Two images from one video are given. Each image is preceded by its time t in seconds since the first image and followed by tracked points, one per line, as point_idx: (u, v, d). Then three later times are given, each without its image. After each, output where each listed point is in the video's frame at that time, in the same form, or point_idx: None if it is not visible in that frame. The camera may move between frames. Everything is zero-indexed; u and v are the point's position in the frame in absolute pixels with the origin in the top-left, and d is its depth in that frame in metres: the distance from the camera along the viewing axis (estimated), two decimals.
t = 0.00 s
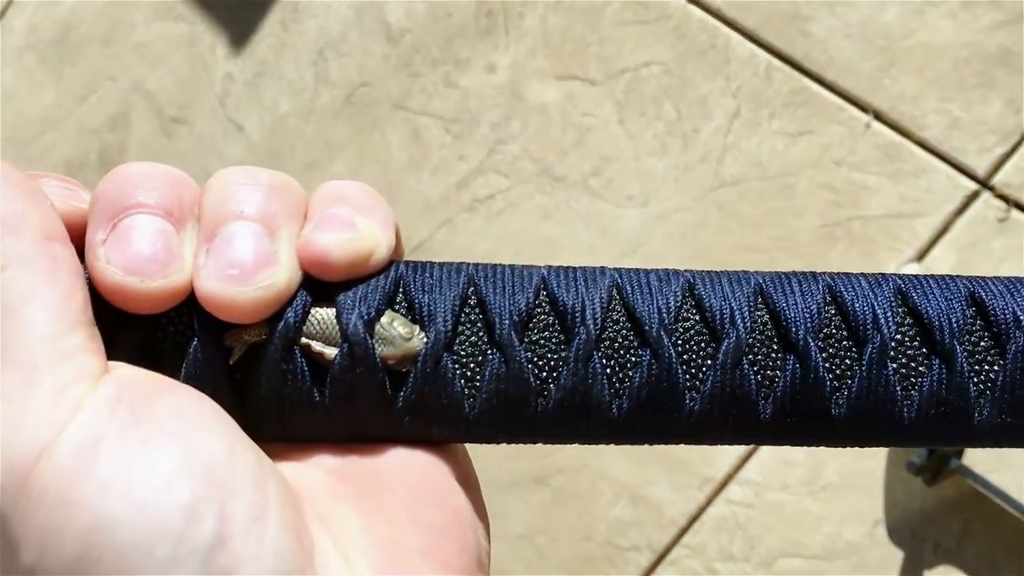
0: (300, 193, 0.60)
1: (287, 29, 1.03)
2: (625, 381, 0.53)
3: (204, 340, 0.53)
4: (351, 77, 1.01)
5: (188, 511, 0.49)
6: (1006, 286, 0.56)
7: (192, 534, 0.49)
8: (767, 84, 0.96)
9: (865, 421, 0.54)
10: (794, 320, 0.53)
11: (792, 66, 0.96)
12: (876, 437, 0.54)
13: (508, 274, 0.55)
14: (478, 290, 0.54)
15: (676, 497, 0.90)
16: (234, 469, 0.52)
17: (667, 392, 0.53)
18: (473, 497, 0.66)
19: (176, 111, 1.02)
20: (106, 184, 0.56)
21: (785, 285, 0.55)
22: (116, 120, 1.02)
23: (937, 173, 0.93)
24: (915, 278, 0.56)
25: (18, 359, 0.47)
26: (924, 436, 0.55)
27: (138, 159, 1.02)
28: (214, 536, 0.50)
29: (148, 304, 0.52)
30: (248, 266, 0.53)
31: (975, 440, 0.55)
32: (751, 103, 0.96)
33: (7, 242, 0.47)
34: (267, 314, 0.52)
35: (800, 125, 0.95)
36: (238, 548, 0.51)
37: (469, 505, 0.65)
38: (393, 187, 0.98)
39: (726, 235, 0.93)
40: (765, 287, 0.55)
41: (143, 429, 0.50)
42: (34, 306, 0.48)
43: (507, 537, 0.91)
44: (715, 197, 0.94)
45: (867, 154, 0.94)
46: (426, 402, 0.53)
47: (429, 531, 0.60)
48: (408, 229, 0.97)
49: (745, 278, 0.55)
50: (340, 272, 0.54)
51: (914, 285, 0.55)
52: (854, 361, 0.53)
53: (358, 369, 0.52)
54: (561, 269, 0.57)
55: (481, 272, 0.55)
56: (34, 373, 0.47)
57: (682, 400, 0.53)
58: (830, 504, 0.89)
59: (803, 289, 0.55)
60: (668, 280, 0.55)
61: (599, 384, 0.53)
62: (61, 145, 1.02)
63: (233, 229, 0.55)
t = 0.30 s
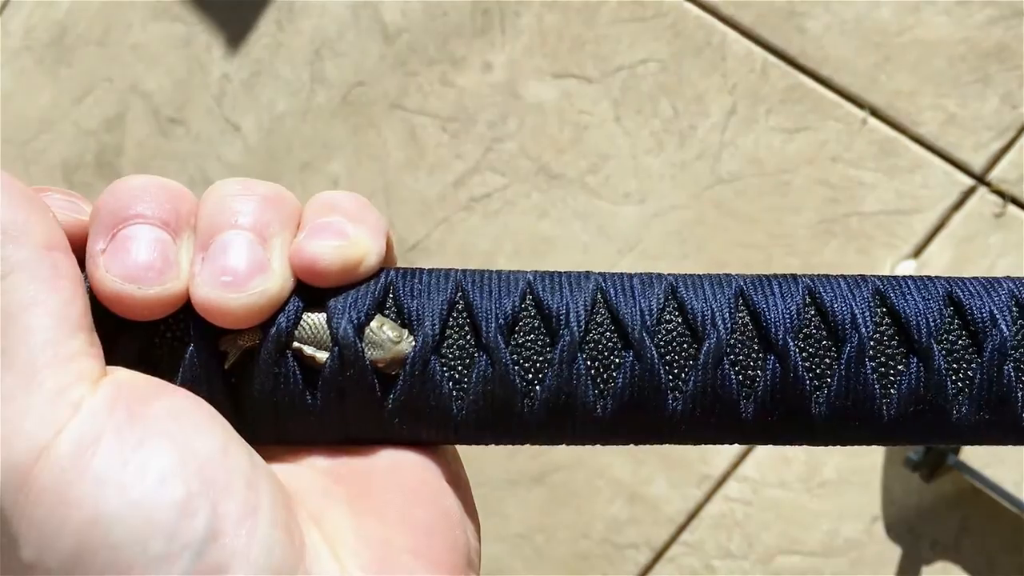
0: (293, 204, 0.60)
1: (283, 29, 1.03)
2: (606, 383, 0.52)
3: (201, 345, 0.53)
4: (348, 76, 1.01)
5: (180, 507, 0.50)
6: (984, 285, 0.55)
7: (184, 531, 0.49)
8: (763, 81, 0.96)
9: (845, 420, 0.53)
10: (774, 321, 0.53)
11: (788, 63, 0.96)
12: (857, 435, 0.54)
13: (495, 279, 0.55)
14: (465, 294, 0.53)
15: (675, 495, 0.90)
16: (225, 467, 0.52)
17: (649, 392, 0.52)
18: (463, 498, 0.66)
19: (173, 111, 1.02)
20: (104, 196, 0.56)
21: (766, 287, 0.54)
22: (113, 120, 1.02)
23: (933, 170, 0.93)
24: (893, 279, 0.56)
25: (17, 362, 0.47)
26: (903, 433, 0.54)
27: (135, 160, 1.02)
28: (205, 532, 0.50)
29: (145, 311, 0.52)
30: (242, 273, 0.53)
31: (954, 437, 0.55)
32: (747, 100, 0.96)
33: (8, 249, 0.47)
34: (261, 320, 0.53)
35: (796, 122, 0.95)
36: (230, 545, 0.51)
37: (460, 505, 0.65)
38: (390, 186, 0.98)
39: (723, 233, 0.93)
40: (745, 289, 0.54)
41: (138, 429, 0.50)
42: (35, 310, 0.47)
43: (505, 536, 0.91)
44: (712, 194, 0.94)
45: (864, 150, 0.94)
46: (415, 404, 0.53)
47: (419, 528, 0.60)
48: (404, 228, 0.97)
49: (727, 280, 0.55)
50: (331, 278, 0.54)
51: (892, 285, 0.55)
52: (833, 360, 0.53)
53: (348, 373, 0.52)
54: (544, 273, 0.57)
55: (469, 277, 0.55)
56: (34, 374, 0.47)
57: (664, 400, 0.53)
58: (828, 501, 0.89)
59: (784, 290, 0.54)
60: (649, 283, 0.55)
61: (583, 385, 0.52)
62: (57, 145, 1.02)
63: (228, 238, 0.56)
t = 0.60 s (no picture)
0: (275, 209, 0.60)
1: (281, 28, 1.03)
2: (581, 387, 0.53)
3: (183, 350, 0.53)
4: (345, 75, 1.01)
5: (156, 507, 0.50)
6: (958, 291, 0.55)
7: (159, 530, 0.49)
8: (760, 77, 0.96)
9: (818, 423, 0.53)
10: (747, 326, 0.53)
11: (784, 59, 0.96)
12: (831, 439, 0.54)
13: (473, 284, 0.55)
14: (442, 300, 0.54)
15: (674, 491, 0.90)
16: (202, 467, 0.51)
17: (623, 395, 0.53)
18: (442, 498, 0.66)
19: (171, 111, 1.02)
20: (91, 202, 0.56)
21: (740, 293, 0.54)
22: (111, 120, 1.03)
23: (930, 165, 0.93)
24: (868, 285, 0.55)
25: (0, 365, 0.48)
26: (875, 437, 0.54)
27: (134, 159, 1.02)
28: (180, 532, 0.50)
29: (128, 317, 0.53)
30: (223, 279, 0.53)
31: (928, 442, 0.54)
32: (744, 96, 0.96)
33: None
34: (241, 325, 0.53)
35: (793, 117, 0.95)
36: (206, 545, 0.50)
37: (438, 505, 0.64)
38: (388, 185, 0.98)
39: (720, 229, 0.93)
40: (720, 295, 0.54)
41: (118, 430, 0.50)
42: (19, 315, 0.48)
43: (505, 532, 0.91)
44: (709, 191, 0.94)
45: (860, 146, 0.94)
46: (392, 407, 0.53)
47: (396, 529, 0.60)
48: (403, 226, 0.97)
49: (702, 286, 0.55)
50: (310, 284, 0.55)
51: (866, 291, 0.55)
52: (806, 364, 0.53)
53: (326, 376, 0.52)
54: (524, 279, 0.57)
55: (447, 283, 0.55)
56: (16, 377, 0.48)
57: (638, 404, 0.53)
58: (826, 496, 0.89)
59: (759, 296, 0.54)
60: (626, 288, 0.55)
61: (558, 389, 0.52)
62: (56, 145, 1.03)
63: (210, 243, 0.56)
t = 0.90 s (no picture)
0: (245, 209, 0.59)
1: (277, 25, 1.03)
2: (544, 386, 0.51)
3: (149, 349, 0.53)
4: (342, 72, 1.01)
5: (117, 504, 0.49)
6: (922, 291, 0.53)
7: (119, 527, 0.49)
8: (758, 71, 0.96)
9: (782, 423, 0.52)
10: (711, 326, 0.51)
11: (782, 52, 0.96)
12: (796, 440, 0.52)
13: (439, 284, 0.54)
14: (409, 300, 0.53)
15: (674, 487, 0.90)
16: (163, 465, 0.51)
17: (587, 395, 0.51)
18: (410, 496, 0.65)
19: (169, 110, 1.02)
20: (61, 204, 0.56)
21: (706, 293, 0.53)
22: (110, 120, 1.03)
23: (928, 158, 0.93)
24: (834, 285, 0.54)
25: None
26: (841, 437, 0.52)
27: (132, 158, 1.02)
28: (140, 529, 0.49)
29: (94, 316, 0.52)
30: (188, 279, 0.52)
31: (893, 442, 0.52)
32: (741, 90, 0.96)
33: None
34: (207, 325, 0.52)
35: (790, 112, 0.95)
36: (166, 541, 0.50)
37: (404, 502, 0.63)
38: (386, 182, 0.98)
39: (719, 224, 0.93)
40: (686, 295, 0.53)
41: (79, 427, 0.49)
42: None
43: (506, 529, 0.91)
44: (707, 185, 0.94)
45: (858, 139, 0.94)
46: (357, 407, 0.52)
47: (360, 527, 0.58)
48: (401, 224, 0.97)
49: (668, 286, 0.54)
50: (276, 285, 0.54)
51: (831, 291, 0.53)
52: (769, 364, 0.51)
53: (291, 376, 0.51)
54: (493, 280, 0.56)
55: (415, 283, 0.54)
56: None
57: (601, 404, 0.51)
58: (826, 490, 0.89)
59: (724, 296, 0.53)
60: (590, 288, 0.53)
61: (522, 389, 0.51)
62: (54, 145, 1.02)
63: (177, 243, 0.55)
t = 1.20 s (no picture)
0: (211, 204, 0.59)
1: (275, 24, 1.03)
2: (505, 374, 0.51)
3: (114, 340, 0.53)
4: (340, 70, 1.01)
5: (74, 490, 0.50)
6: (882, 279, 0.53)
7: (77, 513, 0.50)
8: (754, 66, 0.96)
9: (741, 410, 0.51)
10: (670, 314, 0.51)
11: (778, 47, 0.96)
12: (756, 427, 0.52)
13: (403, 276, 0.54)
14: (372, 291, 0.53)
15: (673, 481, 0.91)
16: (122, 452, 0.51)
17: (547, 383, 0.51)
18: (377, 483, 0.65)
19: (167, 109, 1.02)
20: (28, 200, 0.56)
21: (667, 282, 0.53)
22: (109, 119, 1.03)
23: (926, 151, 0.93)
24: (794, 274, 0.53)
25: None
26: (801, 424, 0.52)
27: (131, 158, 1.02)
28: (98, 515, 0.50)
29: (58, 308, 0.52)
30: (151, 271, 0.52)
31: (853, 429, 0.52)
32: (738, 85, 0.96)
33: None
34: (169, 316, 0.52)
35: (788, 106, 0.95)
36: (123, 527, 0.51)
37: (370, 490, 0.63)
38: (385, 180, 0.98)
39: (717, 218, 0.93)
40: (646, 284, 0.53)
41: (38, 416, 0.50)
42: None
43: (507, 525, 0.91)
44: (705, 180, 0.94)
45: (855, 133, 0.94)
46: (320, 397, 0.52)
47: (321, 516, 0.59)
48: (400, 221, 0.97)
49: (629, 276, 0.54)
50: (240, 277, 0.54)
51: (791, 280, 0.53)
52: (729, 351, 0.51)
53: (254, 366, 0.51)
54: (459, 272, 0.56)
55: (378, 275, 0.54)
56: None
57: (561, 392, 0.51)
58: (825, 484, 0.90)
59: (685, 285, 0.53)
60: (553, 279, 0.53)
61: (482, 377, 0.51)
62: (54, 145, 1.03)
63: (141, 237, 0.55)
